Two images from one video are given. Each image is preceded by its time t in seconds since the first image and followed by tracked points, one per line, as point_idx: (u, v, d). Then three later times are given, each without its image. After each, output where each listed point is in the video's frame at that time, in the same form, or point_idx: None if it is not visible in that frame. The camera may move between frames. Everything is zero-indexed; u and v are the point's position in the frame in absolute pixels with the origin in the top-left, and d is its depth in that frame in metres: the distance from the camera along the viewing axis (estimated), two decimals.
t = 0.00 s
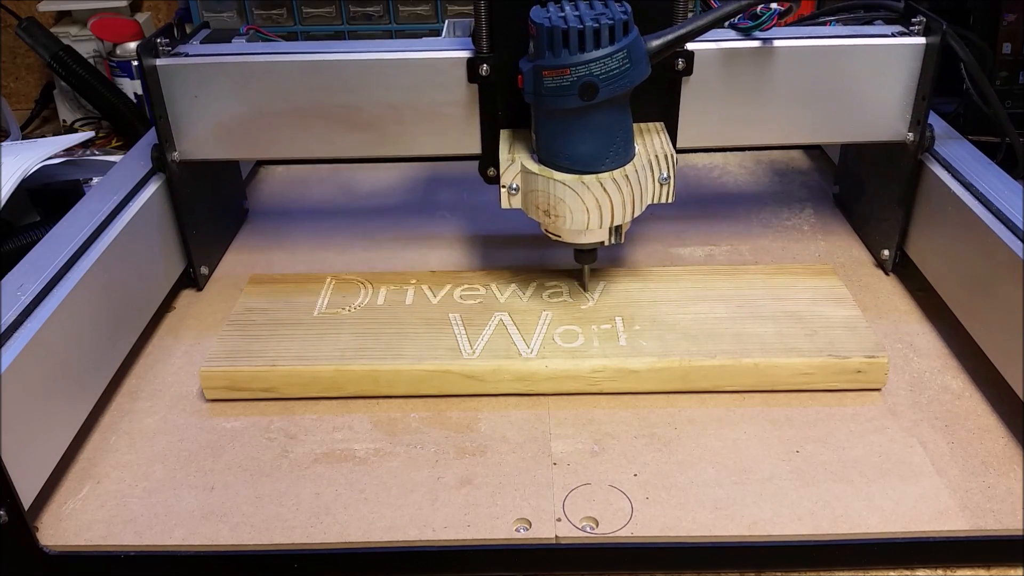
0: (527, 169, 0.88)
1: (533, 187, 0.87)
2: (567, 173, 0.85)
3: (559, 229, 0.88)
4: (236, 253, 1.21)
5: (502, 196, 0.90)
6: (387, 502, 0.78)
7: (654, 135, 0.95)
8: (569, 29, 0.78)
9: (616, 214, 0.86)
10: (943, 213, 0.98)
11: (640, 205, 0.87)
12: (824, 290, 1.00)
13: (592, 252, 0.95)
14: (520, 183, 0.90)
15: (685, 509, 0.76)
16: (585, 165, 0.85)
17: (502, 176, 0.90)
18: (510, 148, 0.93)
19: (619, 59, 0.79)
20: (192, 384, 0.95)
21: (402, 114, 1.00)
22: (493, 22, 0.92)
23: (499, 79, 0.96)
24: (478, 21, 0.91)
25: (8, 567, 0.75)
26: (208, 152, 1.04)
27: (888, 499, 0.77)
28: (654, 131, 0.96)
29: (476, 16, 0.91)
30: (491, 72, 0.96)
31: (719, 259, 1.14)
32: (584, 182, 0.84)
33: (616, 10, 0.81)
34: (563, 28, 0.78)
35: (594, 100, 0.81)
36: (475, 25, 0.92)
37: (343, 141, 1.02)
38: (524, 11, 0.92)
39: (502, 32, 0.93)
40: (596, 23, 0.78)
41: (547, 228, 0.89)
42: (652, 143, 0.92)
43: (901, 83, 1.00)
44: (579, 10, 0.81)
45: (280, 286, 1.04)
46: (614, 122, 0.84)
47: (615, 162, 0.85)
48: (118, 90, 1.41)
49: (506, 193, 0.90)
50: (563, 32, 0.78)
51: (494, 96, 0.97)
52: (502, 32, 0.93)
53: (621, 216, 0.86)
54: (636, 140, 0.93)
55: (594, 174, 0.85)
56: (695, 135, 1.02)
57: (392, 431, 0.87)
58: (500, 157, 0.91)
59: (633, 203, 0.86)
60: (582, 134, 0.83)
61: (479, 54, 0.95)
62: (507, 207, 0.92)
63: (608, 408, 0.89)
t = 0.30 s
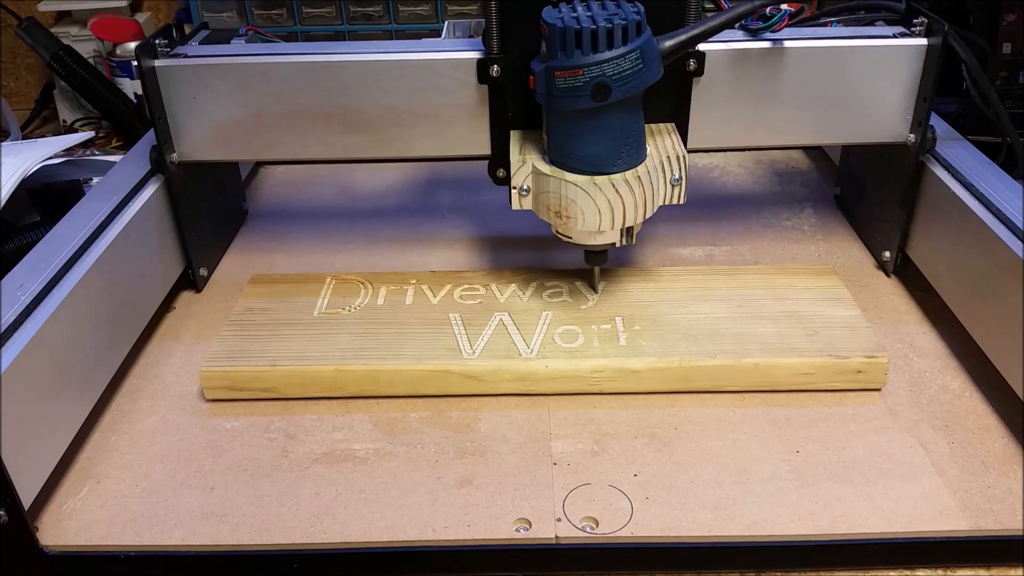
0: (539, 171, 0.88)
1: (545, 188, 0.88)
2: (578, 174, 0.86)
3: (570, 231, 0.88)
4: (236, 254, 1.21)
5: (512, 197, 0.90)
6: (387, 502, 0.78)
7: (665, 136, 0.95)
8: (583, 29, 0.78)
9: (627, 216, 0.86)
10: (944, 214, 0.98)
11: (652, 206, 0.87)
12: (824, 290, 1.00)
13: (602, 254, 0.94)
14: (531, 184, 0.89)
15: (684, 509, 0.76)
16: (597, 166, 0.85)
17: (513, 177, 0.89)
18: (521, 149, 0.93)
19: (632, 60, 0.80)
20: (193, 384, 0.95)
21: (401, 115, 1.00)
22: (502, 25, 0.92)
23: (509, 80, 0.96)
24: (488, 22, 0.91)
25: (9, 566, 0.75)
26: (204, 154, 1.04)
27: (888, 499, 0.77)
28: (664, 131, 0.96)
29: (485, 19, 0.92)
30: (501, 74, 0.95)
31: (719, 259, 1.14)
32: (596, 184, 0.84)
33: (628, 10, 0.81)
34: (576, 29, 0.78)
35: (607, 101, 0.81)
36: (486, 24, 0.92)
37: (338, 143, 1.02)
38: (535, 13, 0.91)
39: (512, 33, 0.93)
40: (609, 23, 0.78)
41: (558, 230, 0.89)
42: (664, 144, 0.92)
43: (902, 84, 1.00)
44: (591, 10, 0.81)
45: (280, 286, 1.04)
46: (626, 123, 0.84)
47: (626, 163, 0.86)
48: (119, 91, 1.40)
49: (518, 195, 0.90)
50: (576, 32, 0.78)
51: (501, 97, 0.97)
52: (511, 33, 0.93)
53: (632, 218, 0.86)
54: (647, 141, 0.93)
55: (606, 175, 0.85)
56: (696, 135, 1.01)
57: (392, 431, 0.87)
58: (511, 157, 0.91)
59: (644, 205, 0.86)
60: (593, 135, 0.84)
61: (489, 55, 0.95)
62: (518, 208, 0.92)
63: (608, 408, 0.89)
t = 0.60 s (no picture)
0: (546, 161, 0.88)
1: (553, 179, 0.88)
2: (586, 165, 0.86)
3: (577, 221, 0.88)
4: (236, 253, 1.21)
5: (522, 187, 0.91)
6: (387, 502, 0.78)
7: (670, 129, 0.95)
8: (591, 22, 0.78)
9: (634, 204, 0.86)
10: (943, 212, 0.98)
11: (658, 196, 0.87)
12: (824, 290, 1.00)
13: (608, 245, 0.95)
14: (540, 175, 0.90)
15: (685, 509, 0.76)
16: (604, 157, 0.85)
17: (521, 168, 0.90)
18: (530, 141, 0.93)
19: (639, 52, 0.79)
20: (192, 384, 0.95)
21: (398, 108, 1.00)
22: (512, 22, 0.92)
23: (518, 75, 0.96)
24: (497, 21, 0.91)
25: (8, 566, 0.75)
26: (212, 147, 1.04)
27: (888, 499, 0.77)
28: (670, 125, 0.96)
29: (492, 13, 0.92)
30: (510, 67, 0.95)
31: (719, 258, 1.14)
32: (603, 173, 0.84)
33: (636, 3, 0.81)
34: (585, 21, 0.78)
35: (615, 93, 0.81)
36: (496, 23, 0.92)
37: (340, 137, 1.02)
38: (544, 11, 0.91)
39: (522, 31, 0.93)
40: (617, 16, 0.78)
41: (566, 221, 0.89)
42: (670, 136, 0.93)
43: (896, 78, 1.00)
44: (600, 3, 0.81)
45: (281, 286, 1.04)
46: (633, 115, 0.84)
47: (634, 153, 0.86)
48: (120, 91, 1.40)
49: (525, 184, 0.90)
50: (585, 25, 0.78)
51: (506, 90, 0.97)
52: (521, 32, 0.93)
53: (639, 206, 0.86)
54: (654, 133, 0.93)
55: (613, 165, 0.85)
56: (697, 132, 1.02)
57: (392, 431, 0.87)
58: (520, 148, 0.91)
59: (651, 195, 0.86)
60: (601, 126, 0.84)
61: (498, 49, 0.95)
62: (526, 199, 0.93)
63: (608, 408, 0.89)
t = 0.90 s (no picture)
0: (540, 170, 0.88)
1: (547, 188, 0.88)
2: (581, 174, 0.86)
3: (572, 231, 0.88)
4: (236, 254, 1.21)
5: (516, 198, 0.91)
6: (387, 502, 0.78)
7: (668, 136, 0.95)
8: (585, 30, 0.78)
9: (629, 216, 0.86)
10: (943, 213, 0.98)
11: (655, 206, 0.87)
12: (824, 290, 1.00)
13: (604, 253, 0.94)
14: (534, 184, 0.90)
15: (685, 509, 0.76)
16: (598, 166, 0.85)
17: (515, 177, 0.90)
18: (524, 149, 0.93)
19: (635, 60, 0.80)
20: (193, 384, 0.95)
21: (399, 114, 1.00)
22: (507, 24, 0.93)
23: (514, 80, 0.96)
24: (491, 21, 0.92)
25: (9, 566, 0.75)
26: (206, 154, 1.04)
27: (888, 499, 0.77)
28: (667, 131, 0.96)
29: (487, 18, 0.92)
30: (503, 73, 0.96)
31: (719, 259, 1.14)
32: (598, 184, 0.84)
33: (631, 10, 0.81)
34: (579, 29, 0.78)
35: (610, 101, 0.81)
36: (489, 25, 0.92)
37: (338, 142, 1.02)
38: (538, 12, 0.92)
39: (516, 33, 0.93)
40: (612, 23, 0.78)
41: (561, 230, 0.89)
42: (666, 143, 0.92)
43: (904, 84, 1.00)
44: (594, 10, 0.81)
45: (281, 285, 1.04)
46: (628, 123, 0.84)
47: (629, 162, 0.85)
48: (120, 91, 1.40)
49: (519, 194, 0.90)
50: (579, 33, 0.78)
51: (502, 96, 0.97)
52: (515, 34, 0.93)
53: (635, 218, 0.86)
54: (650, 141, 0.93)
55: (608, 175, 0.85)
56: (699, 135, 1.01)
57: (392, 431, 0.87)
58: (514, 156, 0.91)
59: (646, 205, 0.86)
60: (596, 135, 0.84)
61: (492, 55, 0.95)
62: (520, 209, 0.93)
63: (608, 408, 0.89)
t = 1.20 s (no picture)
0: (531, 180, 0.88)
1: (539, 198, 0.88)
2: (573, 184, 0.86)
3: (565, 241, 0.89)
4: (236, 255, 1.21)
5: (507, 206, 0.91)
6: (387, 502, 0.78)
7: (662, 145, 0.95)
8: (577, 37, 0.78)
9: (622, 226, 0.86)
10: (945, 215, 0.98)
11: (648, 216, 0.88)
12: (824, 290, 1.00)
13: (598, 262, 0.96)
14: (525, 194, 0.90)
15: (685, 509, 0.76)
16: (590, 177, 0.85)
17: (507, 187, 0.90)
18: (515, 157, 0.93)
19: (628, 68, 0.79)
20: (193, 384, 0.95)
21: (398, 121, 1.00)
22: (499, 30, 0.92)
23: (505, 86, 0.96)
24: (482, 27, 0.91)
25: (9, 567, 0.75)
26: (201, 161, 1.04)
27: (888, 499, 0.77)
28: (663, 140, 0.96)
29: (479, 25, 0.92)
30: (495, 80, 0.95)
31: (720, 259, 1.14)
32: (591, 195, 0.84)
33: (624, 17, 0.81)
34: (571, 37, 0.78)
35: (602, 110, 0.81)
36: (480, 34, 0.92)
37: (336, 149, 1.02)
38: (531, 17, 0.91)
39: (506, 39, 0.93)
40: (605, 31, 0.78)
41: (553, 239, 0.89)
42: (660, 152, 0.92)
43: (910, 91, 0.99)
44: (586, 18, 0.81)
45: (281, 284, 1.04)
46: (622, 132, 0.84)
47: (622, 172, 0.86)
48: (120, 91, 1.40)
49: (511, 204, 0.90)
50: (571, 41, 0.78)
51: (498, 102, 0.97)
52: (506, 40, 0.93)
53: (628, 228, 0.87)
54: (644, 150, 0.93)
55: (601, 185, 0.85)
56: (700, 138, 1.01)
57: (392, 431, 0.87)
58: (505, 166, 0.91)
59: (640, 215, 0.87)
60: (588, 144, 0.83)
61: (483, 61, 0.95)
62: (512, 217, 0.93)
63: (608, 408, 0.89)
